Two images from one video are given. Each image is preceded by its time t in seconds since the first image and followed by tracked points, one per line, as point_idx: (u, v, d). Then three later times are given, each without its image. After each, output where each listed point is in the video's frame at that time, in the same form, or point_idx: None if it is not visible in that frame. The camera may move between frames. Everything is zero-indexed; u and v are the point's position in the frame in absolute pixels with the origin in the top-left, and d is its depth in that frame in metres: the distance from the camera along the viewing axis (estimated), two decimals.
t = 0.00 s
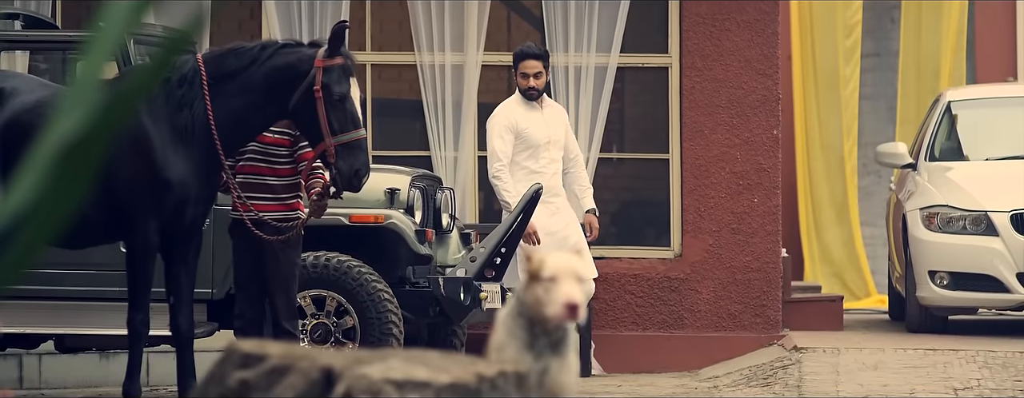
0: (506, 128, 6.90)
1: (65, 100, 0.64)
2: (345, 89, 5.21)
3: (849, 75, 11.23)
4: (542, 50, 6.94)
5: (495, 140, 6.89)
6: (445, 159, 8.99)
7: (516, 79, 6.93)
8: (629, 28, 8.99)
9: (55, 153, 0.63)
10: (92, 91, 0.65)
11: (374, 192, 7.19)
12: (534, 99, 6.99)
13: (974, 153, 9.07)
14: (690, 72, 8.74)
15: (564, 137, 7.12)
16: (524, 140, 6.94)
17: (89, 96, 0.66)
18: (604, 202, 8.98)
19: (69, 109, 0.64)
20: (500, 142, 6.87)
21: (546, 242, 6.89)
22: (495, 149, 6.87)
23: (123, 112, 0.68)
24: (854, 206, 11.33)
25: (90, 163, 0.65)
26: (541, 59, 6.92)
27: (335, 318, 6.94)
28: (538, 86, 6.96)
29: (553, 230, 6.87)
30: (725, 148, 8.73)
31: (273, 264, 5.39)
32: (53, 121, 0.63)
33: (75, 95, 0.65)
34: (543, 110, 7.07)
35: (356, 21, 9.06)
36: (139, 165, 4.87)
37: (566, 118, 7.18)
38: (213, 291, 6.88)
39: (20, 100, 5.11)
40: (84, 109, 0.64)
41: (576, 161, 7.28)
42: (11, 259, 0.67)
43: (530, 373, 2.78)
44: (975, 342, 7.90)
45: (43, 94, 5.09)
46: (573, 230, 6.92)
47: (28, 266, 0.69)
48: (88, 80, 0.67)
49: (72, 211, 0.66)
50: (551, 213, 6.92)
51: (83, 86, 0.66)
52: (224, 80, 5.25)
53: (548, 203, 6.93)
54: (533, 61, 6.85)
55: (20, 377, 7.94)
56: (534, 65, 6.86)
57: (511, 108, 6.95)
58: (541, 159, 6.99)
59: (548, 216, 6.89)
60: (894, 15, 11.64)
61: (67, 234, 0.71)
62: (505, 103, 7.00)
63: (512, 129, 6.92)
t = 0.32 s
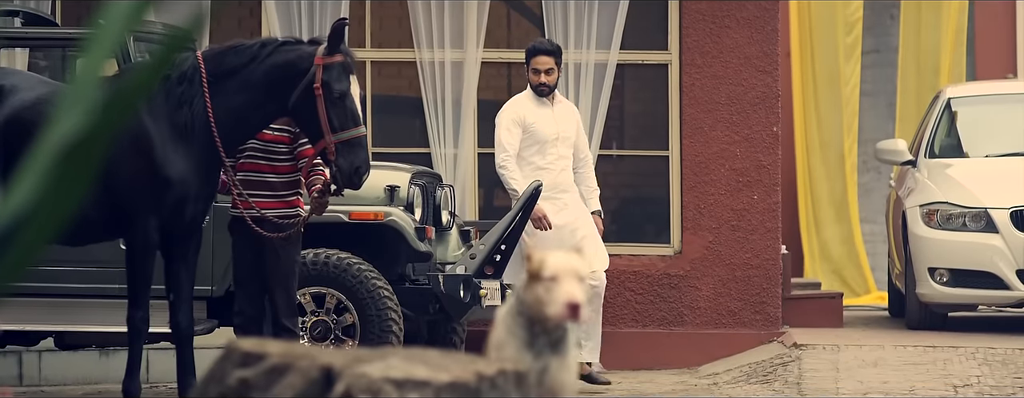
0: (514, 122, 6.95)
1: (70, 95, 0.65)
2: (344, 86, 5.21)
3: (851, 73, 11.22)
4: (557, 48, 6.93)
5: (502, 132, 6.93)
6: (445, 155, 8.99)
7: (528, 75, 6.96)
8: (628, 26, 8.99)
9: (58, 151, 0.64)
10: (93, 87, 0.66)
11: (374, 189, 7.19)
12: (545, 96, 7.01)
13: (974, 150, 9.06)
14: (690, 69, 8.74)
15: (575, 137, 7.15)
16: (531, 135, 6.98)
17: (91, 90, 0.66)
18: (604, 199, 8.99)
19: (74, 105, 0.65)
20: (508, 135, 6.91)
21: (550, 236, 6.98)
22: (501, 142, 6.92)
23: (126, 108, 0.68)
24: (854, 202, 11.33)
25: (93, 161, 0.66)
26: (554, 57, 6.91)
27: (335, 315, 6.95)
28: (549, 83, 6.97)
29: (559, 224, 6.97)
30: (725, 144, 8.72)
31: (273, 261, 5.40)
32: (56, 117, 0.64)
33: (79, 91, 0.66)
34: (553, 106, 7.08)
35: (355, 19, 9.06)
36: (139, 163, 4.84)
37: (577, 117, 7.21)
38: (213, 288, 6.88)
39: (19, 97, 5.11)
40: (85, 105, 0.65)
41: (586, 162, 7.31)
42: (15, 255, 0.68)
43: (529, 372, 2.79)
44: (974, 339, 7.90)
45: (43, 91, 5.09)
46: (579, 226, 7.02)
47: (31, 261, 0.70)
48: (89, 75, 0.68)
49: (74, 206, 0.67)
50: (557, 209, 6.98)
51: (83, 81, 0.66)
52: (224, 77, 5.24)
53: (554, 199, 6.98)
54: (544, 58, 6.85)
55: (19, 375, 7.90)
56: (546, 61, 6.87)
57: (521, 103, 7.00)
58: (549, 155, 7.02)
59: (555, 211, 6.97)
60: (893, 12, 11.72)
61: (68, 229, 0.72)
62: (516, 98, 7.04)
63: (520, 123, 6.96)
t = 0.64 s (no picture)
0: (533, 119, 6.53)
1: (66, 110, 1.14)
2: (344, 81, 5.22)
3: (850, 67, 11.25)
4: (586, 45, 6.48)
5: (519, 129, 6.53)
6: (444, 149, 8.96)
7: (553, 71, 6.52)
8: (627, 20, 8.98)
9: (62, 149, 1.12)
10: (82, 102, 1.15)
11: (373, 184, 7.18)
12: (570, 94, 6.54)
13: (973, 143, 9.05)
14: (689, 63, 8.74)
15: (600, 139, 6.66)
16: (549, 133, 6.53)
17: (82, 105, 1.16)
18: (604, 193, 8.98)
19: (69, 117, 1.14)
20: (524, 132, 6.51)
21: (560, 236, 6.53)
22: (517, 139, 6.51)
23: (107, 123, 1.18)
24: (853, 196, 11.34)
25: (89, 156, 1.14)
26: (582, 53, 6.46)
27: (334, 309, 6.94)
28: (574, 81, 6.51)
29: (570, 226, 6.48)
30: (725, 138, 8.71)
31: (272, 256, 5.39)
32: (60, 125, 1.13)
33: (72, 106, 1.15)
34: (579, 106, 6.60)
35: (354, 12, 9.05)
36: (138, 157, 4.88)
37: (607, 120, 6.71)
38: (211, 283, 6.88)
39: (18, 91, 5.11)
40: (79, 126, 1.14)
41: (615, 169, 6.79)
42: (44, 224, 1.17)
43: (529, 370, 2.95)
44: (974, 332, 7.90)
45: (42, 86, 5.09)
46: (594, 229, 6.51)
47: (58, 227, 1.19)
48: (85, 88, 1.17)
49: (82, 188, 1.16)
50: (570, 211, 6.49)
51: (77, 101, 1.16)
52: (223, 72, 5.21)
53: (568, 200, 6.49)
54: (570, 55, 6.42)
55: (19, 368, 7.92)
56: (571, 59, 6.44)
57: (543, 100, 6.56)
58: (567, 155, 6.54)
59: (567, 214, 6.50)
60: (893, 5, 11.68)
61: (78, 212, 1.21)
62: (541, 95, 6.61)
63: (539, 121, 6.53)
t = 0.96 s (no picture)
0: (545, 118, 6.51)
1: (67, 108, 1.07)
2: (344, 78, 5.21)
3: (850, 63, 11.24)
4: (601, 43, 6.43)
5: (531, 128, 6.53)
6: (444, 146, 8.96)
7: (568, 69, 6.48)
8: (627, 17, 8.97)
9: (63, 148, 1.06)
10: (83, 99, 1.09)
11: (373, 181, 7.18)
12: (584, 92, 6.50)
13: (973, 140, 9.06)
14: (688, 60, 8.74)
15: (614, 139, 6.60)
16: (560, 132, 6.50)
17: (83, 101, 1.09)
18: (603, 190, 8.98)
19: (70, 115, 1.07)
20: (535, 131, 6.50)
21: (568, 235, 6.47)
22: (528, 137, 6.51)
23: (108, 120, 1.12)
24: (852, 192, 11.34)
25: (90, 156, 1.08)
26: (597, 51, 6.41)
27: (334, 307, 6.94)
28: (588, 79, 6.46)
29: (578, 225, 6.44)
30: (724, 135, 8.71)
31: (271, 254, 5.37)
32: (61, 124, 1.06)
33: (72, 103, 1.08)
34: (593, 106, 6.55)
35: (353, 9, 9.04)
36: (138, 155, 4.86)
37: (623, 120, 6.64)
38: (211, 280, 6.88)
39: (18, 89, 5.10)
40: (79, 126, 1.07)
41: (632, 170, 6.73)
42: (42, 226, 1.11)
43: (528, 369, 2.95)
44: (974, 330, 7.90)
45: (41, 84, 5.09)
46: (603, 228, 6.47)
47: (56, 229, 1.13)
48: (85, 85, 1.10)
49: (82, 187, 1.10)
50: (580, 210, 6.45)
51: (77, 96, 1.09)
52: (222, 69, 5.20)
53: (578, 199, 6.45)
54: (585, 53, 6.37)
55: (19, 365, 7.92)
56: (585, 57, 6.38)
57: (556, 99, 6.54)
58: (577, 154, 6.49)
59: (575, 213, 6.45)
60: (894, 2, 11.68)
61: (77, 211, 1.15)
62: (556, 93, 6.59)
63: (550, 120, 6.51)
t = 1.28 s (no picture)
0: (555, 112, 6.54)
1: (67, 110, 1.14)
2: (343, 76, 5.19)
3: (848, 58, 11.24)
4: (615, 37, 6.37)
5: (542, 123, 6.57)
6: (444, 144, 8.95)
7: (581, 64, 6.46)
8: (627, 14, 8.96)
9: (65, 147, 1.12)
10: (84, 100, 1.15)
11: (372, 179, 7.15)
12: (596, 87, 6.49)
13: (973, 138, 9.06)
14: (688, 58, 8.74)
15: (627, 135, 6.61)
16: (570, 127, 6.52)
17: (83, 101, 1.15)
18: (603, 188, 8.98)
19: (71, 117, 1.13)
20: (545, 126, 6.54)
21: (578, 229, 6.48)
22: (539, 132, 6.55)
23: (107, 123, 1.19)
24: (852, 189, 11.33)
25: (88, 156, 1.14)
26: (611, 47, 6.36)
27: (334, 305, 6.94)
28: (601, 74, 6.43)
29: (589, 218, 6.45)
30: (723, 133, 8.71)
31: (271, 252, 5.38)
32: (63, 125, 1.13)
33: (74, 105, 1.14)
34: (605, 101, 6.55)
35: (352, 7, 9.02)
36: (138, 154, 4.86)
37: (637, 116, 6.64)
38: (210, 278, 6.88)
39: (17, 87, 5.10)
40: (78, 128, 1.14)
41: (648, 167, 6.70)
42: (44, 226, 1.16)
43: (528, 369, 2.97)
44: (974, 327, 7.90)
45: (40, 82, 5.08)
46: (615, 223, 6.46)
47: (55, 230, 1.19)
48: (83, 90, 1.16)
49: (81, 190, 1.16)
50: (590, 203, 6.48)
51: (80, 99, 1.15)
52: (221, 67, 5.20)
53: (587, 193, 6.48)
54: (598, 48, 6.33)
55: (19, 363, 7.92)
56: (598, 52, 6.35)
57: (568, 93, 6.56)
58: (587, 149, 6.51)
59: (585, 207, 6.48)
60: None
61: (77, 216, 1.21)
62: (569, 88, 6.60)
63: (561, 115, 6.53)
